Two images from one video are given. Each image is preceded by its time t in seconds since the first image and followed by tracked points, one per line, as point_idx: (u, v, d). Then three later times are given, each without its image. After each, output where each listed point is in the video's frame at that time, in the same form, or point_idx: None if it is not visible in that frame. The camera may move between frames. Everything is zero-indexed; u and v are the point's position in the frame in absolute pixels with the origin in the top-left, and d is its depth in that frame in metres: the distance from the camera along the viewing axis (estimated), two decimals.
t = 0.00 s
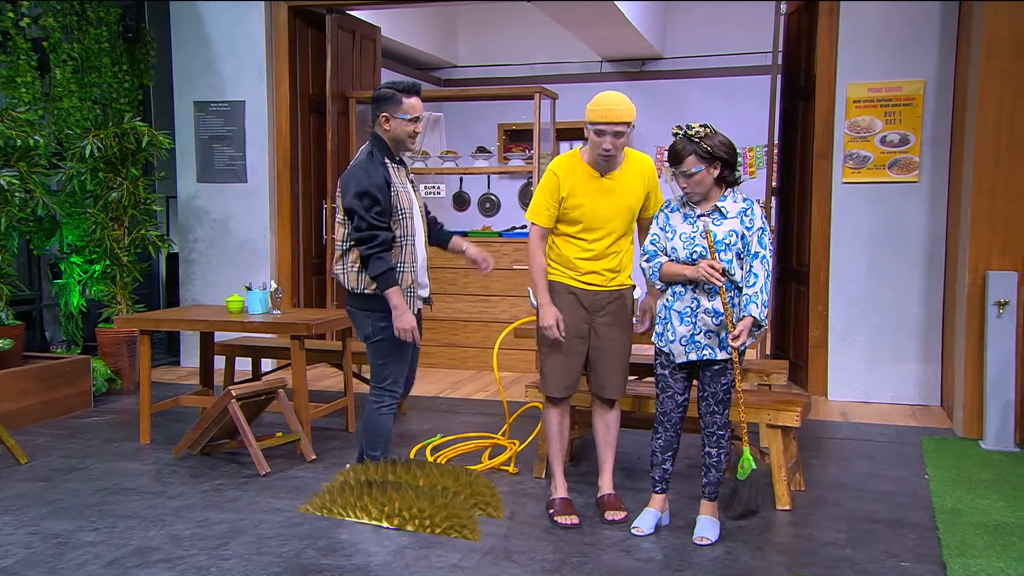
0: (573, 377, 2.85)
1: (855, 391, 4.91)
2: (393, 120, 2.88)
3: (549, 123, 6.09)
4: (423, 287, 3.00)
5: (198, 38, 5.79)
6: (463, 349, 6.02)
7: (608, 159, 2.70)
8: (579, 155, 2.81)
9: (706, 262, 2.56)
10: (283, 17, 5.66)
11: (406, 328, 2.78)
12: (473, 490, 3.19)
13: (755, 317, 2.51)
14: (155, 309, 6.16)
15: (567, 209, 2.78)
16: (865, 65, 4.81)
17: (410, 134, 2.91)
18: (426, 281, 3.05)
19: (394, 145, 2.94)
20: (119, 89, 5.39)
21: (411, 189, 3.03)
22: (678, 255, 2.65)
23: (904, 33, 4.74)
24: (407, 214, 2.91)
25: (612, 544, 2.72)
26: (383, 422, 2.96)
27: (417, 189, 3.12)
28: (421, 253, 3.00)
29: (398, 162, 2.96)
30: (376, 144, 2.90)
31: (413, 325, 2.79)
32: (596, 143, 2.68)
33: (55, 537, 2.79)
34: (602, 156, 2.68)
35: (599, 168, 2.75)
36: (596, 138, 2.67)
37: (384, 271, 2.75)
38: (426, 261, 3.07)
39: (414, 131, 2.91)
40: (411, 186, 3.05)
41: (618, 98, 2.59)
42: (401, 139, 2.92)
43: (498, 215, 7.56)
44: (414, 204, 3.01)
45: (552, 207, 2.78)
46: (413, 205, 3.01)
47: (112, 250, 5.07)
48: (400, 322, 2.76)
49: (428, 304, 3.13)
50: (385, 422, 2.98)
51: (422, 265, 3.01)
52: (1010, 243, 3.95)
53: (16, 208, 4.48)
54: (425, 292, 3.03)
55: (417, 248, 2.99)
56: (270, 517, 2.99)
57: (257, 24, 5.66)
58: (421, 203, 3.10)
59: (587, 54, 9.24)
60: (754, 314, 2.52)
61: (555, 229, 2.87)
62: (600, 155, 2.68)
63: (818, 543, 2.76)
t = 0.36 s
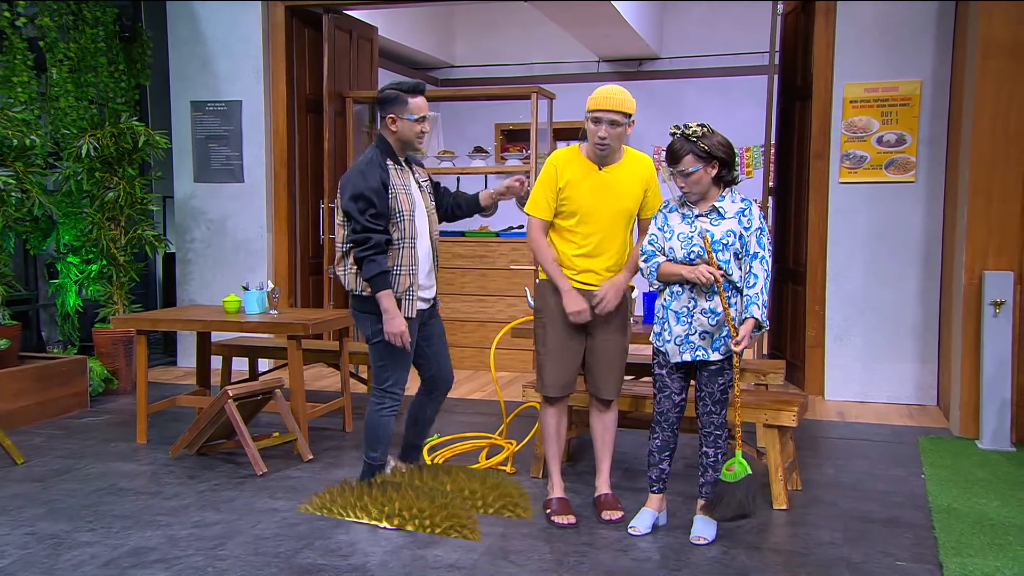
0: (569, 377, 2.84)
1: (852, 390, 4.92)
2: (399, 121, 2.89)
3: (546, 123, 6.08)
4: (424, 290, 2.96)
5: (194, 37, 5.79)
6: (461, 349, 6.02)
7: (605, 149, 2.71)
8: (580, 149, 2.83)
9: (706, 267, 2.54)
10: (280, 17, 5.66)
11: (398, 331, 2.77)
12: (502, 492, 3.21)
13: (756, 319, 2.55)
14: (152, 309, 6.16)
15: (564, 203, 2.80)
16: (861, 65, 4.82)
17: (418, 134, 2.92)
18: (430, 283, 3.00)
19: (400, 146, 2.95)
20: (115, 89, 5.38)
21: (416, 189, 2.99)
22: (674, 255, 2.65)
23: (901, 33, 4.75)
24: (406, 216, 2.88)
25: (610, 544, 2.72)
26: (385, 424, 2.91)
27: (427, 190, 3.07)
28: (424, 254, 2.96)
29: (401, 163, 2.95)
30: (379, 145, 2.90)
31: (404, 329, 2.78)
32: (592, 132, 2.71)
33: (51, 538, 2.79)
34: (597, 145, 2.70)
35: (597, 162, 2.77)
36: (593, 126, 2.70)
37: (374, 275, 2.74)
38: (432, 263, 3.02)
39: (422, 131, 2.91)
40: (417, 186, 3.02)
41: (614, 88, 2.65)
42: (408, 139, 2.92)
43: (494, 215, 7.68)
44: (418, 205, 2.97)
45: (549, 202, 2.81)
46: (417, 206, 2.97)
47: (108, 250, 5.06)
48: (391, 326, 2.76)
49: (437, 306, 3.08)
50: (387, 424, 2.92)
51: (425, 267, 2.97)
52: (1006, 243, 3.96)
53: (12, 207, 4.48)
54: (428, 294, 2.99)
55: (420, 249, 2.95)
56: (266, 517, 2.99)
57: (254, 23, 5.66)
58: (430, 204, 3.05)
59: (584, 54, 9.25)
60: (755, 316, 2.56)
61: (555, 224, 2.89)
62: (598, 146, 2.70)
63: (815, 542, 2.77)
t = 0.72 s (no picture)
0: (567, 375, 2.84)
1: (849, 389, 4.93)
2: (419, 121, 2.86)
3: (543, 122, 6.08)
4: (439, 289, 2.93)
5: (191, 36, 5.78)
6: (457, 348, 6.01)
7: (604, 144, 2.72)
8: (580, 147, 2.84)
9: (707, 269, 2.56)
10: (277, 16, 5.66)
11: (408, 325, 2.76)
12: (510, 491, 3.15)
13: (756, 319, 2.56)
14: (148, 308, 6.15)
15: (565, 200, 2.81)
16: (857, 64, 4.83)
17: (438, 135, 2.88)
18: (447, 282, 2.96)
19: (421, 146, 2.93)
20: (111, 87, 5.36)
21: (436, 187, 2.96)
22: (672, 255, 2.66)
23: (896, 32, 4.76)
24: (419, 214, 2.86)
25: (606, 542, 2.72)
26: (392, 420, 2.87)
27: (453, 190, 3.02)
28: (440, 252, 2.93)
29: (420, 161, 2.93)
30: (400, 145, 2.89)
31: (415, 323, 2.77)
32: (591, 127, 2.72)
33: (47, 537, 2.78)
34: (596, 140, 2.72)
35: (597, 159, 2.79)
36: (592, 122, 2.71)
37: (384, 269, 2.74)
38: (450, 261, 2.98)
39: (441, 133, 2.88)
40: (438, 185, 2.98)
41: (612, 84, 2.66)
42: (428, 140, 2.89)
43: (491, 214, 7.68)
44: (436, 203, 2.94)
45: (551, 197, 2.81)
46: (435, 204, 2.94)
47: (104, 249, 5.04)
48: (402, 318, 2.75)
49: (455, 305, 3.04)
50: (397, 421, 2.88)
51: (440, 265, 2.94)
52: (1003, 242, 3.96)
53: (8, 206, 4.47)
54: (444, 293, 2.95)
55: (435, 247, 2.92)
56: (263, 516, 2.99)
57: (251, 22, 5.66)
58: (453, 203, 3.01)
59: (581, 53, 9.24)
60: (755, 316, 2.57)
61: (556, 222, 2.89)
62: (597, 141, 2.72)
63: (812, 541, 2.77)
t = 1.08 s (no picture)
0: (566, 373, 2.84)
1: (845, 388, 4.94)
2: (426, 122, 2.84)
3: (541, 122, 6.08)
4: (444, 287, 2.90)
5: (188, 36, 5.77)
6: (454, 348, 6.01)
7: (604, 143, 2.73)
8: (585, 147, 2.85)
9: (707, 270, 2.57)
10: (273, 16, 5.65)
11: (414, 319, 2.75)
12: (511, 491, 3.15)
13: (755, 319, 2.58)
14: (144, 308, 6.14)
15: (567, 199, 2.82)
16: (853, 65, 4.83)
17: (444, 134, 2.85)
18: (453, 281, 2.92)
19: (428, 146, 2.91)
20: (107, 87, 5.35)
21: (444, 186, 2.94)
22: (671, 255, 2.66)
23: (892, 33, 4.78)
24: (422, 212, 2.83)
25: (603, 542, 2.72)
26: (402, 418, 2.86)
27: (464, 190, 3.00)
28: (445, 251, 2.90)
29: (427, 161, 2.91)
30: (409, 146, 2.89)
31: (421, 315, 2.76)
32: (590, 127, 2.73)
33: (42, 538, 2.78)
34: (597, 140, 2.72)
35: (601, 159, 2.80)
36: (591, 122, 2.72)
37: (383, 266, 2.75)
38: (457, 260, 2.94)
39: (448, 130, 2.85)
40: (447, 184, 2.96)
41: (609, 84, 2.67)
42: (436, 140, 2.86)
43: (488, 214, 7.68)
44: (442, 202, 2.91)
45: (553, 195, 2.83)
46: (442, 202, 2.91)
47: (100, 249, 5.03)
48: (406, 313, 2.75)
49: (464, 305, 3.00)
50: (407, 421, 2.88)
51: (445, 264, 2.90)
52: (998, 242, 3.97)
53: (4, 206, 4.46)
54: (450, 292, 2.91)
55: (440, 245, 2.88)
56: (259, 516, 2.98)
57: (247, 22, 5.65)
58: (463, 203, 2.98)
59: (578, 53, 9.24)
60: (753, 316, 2.59)
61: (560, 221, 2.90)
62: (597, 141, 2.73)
63: (808, 540, 2.77)
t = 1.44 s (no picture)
0: (563, 372, 2.85)
1: (843, 388, 4.93)
2: (425, 120, 2.83)
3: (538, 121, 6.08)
4: (442, 287, 2.87)
5: (184, 35, 5.75)
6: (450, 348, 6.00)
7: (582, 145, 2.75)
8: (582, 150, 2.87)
9: (703, 269, 2.57)
10: (270, 15, 5.64)
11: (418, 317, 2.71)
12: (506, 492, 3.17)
13: (751, 319, 2.59)
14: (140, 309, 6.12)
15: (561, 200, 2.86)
16: (851, 64, 4.83)
17: (445, 129, 2.84)
18: (451, 281, 2.90)
19: (431, 144, 2.89)
20: (102, 86, 5.33)
21: (446, 186, 2.92)
22: (667, 255, 2.65)
23: (888, 33, 4.78)
24: (422, 212, 2.82)
25: (600, 542, 2.72)
26: (396, 418, 2.80)
27: (465, 191, 2.99)
28: (444, 251, 2.88)
29: (429, 160, 2.90)
30: (411, 143, 2.88)
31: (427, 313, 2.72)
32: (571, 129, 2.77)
33: (37, 539, 2.77)
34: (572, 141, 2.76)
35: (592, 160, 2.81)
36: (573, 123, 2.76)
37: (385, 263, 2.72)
38: (456, 261, 2.93)
39: (448, 125, 2.83)
40: (449, 184, 2.95)
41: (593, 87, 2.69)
42: (437, 136, 2.85)
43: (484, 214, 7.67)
44: (443, 202, 2.89)
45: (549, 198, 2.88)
46: (442, 202, 2.89)
47: (96, 249, 5.01)
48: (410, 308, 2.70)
49: (463, 306, 2.97)
50: (403, 421, 2.82)
51: (444, 264, 2.88)
52: (995, 242, 3.97)
53: None
54: (447, 292, 2.89)
55: (440, 246, 2.87)
56: (255, 517, 2.97)
57: (244, 21, 5.63)
58: (463, 204, 2.96)
59: (575, 53, 9.23)
60: (750, 316, 2.59)
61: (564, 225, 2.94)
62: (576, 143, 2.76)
63: (805, 540, 2.77)
